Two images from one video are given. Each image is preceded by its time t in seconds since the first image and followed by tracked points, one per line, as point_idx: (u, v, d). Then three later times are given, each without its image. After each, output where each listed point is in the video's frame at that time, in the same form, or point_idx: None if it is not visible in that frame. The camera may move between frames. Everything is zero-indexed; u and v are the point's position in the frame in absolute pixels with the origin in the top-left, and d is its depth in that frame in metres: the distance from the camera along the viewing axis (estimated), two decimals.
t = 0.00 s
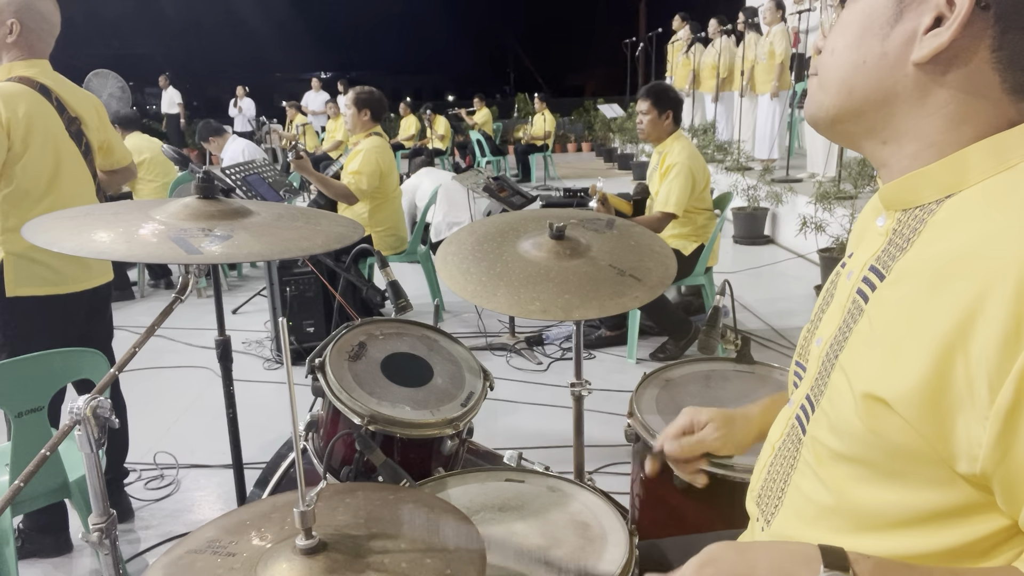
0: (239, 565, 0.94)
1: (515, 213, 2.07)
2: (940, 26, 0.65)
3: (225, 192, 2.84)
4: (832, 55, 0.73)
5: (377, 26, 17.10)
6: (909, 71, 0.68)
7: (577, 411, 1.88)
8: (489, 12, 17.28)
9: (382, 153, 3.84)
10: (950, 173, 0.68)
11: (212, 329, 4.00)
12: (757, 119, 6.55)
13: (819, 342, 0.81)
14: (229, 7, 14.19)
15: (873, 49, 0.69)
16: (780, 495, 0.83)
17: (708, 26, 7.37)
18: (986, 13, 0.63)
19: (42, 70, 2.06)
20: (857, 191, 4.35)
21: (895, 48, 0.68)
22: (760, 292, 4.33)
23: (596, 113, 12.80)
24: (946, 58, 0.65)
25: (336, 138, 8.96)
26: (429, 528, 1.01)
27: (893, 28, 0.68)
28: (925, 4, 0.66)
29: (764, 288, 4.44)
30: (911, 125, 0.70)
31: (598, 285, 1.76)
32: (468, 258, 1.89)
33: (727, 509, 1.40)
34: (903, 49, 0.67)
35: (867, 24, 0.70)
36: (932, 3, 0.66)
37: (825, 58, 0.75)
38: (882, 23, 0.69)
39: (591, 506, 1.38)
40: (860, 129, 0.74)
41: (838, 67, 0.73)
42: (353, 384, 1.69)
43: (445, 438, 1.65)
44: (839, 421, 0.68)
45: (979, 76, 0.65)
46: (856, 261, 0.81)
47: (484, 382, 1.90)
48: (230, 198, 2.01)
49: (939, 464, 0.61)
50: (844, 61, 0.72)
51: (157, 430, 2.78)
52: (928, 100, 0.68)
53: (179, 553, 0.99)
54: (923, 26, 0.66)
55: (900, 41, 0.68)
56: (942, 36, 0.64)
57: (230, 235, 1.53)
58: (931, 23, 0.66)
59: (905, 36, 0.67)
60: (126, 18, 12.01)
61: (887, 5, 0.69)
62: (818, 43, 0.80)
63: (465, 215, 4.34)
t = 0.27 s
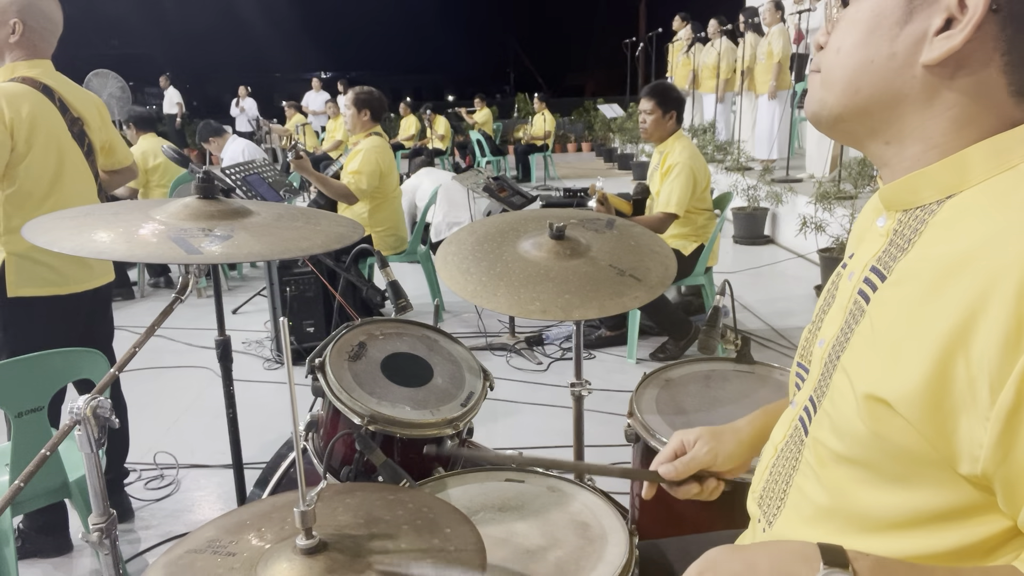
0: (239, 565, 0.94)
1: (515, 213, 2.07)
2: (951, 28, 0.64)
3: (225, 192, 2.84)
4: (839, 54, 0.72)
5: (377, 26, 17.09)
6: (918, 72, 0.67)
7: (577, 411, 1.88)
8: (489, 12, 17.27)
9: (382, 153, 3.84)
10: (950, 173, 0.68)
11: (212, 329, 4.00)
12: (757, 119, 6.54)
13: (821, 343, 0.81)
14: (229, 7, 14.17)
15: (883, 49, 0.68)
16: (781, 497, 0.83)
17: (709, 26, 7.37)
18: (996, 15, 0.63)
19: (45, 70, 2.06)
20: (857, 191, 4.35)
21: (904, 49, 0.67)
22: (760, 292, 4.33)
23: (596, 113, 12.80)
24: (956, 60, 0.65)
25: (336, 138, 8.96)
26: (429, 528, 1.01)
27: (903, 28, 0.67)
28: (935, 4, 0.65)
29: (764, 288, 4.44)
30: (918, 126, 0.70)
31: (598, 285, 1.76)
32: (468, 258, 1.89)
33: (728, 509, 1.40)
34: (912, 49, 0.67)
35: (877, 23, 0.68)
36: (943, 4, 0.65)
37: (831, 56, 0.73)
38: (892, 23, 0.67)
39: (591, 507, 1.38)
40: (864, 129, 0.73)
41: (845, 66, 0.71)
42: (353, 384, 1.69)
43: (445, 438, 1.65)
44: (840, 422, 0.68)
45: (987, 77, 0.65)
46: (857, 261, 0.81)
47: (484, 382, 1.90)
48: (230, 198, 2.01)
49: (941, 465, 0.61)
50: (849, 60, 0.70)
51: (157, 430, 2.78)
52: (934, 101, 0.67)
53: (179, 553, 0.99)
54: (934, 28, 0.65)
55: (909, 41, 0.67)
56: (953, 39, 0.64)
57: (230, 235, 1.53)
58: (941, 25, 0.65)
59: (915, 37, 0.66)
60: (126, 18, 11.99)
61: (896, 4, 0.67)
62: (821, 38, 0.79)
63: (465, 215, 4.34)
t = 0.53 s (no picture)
0: (239, 565, 0.94)
1: (515, 213, 2.07)
2: (1000, 38, 0.62)
3: (225, 192, 2.84)
4: (878, 57, 0.66)
5: (377, 26, 17.10)
6: (962, 81, 0.64)
7: (578, 411, 1.88)
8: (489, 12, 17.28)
9: (382, 153, 3.84)
10: (954, 175, 0.68)
11: (212, 329, 4.00)
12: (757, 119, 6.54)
13: (824, 345, 0.81)
14: (229, 7, 14.18)
15: (929, 57, 0.64)
16: (783, 497, 0.83)
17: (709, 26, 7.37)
18: None
19: (48, 70, 2.06)
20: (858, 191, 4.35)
21: (952, 56, 0.63)
22: (760, 292, 4.33)
23: (596, 113, 12.80)
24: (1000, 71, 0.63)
25: (337, 138, 8.96)
26: (429, 528, 1.01)
27: (951, 34, 0.63)
28: (984, 9, 0.62)
29: (764, 288, 4.44)
30: (939, 133, 0.68)
31: (598, 285, 1.76)
32: (468, 258, 1.89)
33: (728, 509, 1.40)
34: (961, 56, 0.63)
35: (921, 28, 0.64)
36: (991, 11, 0.62)
37: (864, 57, 0.67)
38: (941, 27, 0.63)
39: (591, 506, 1.38)
40: (889, 135, 0.70)
41: (887, 70, 0.66)
42: (353, 384, 1.69)
43: (445, 438, 1.65)
44: (842, 422, 0.68)
45: None
46: (860, 263, 0.81)
47: (485, 382, 1.90)
48: (230, 198, 2.01)
49: (943, 466, 0.61)
50: (890, 64, 0.66)
51: (157, 430, 2.78)
52: (970, 112, 0.66)
53: (179, 553, 0.99)
54: (982, 36, 0.62)
55: (958, 47, 0.63)
56: (1006, 50, 0.62)
57: (231, 235, 1.53)
58: (990, 34, 0.62)
59: (963, 44, 0.63)
60: (126, 18, 12.00)
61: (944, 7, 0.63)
62: (830, 31, 0.73)
63: (465, 215, 4.34)
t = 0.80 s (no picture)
0: (239, 565, 0.94)
1: (515, 213, 2.07)
2: (1018, 45, 0.61)
3: (226, 192, 2.84)
4: (897, 60, 0.64)
5: (377, 26, 17.11)
6: (977, 88, 0.63)
7: (577, 411, 1.88)
8: (489, 12, 17.28)
9: (381, 153, 3.84)
10: (957, 174, 0.68)
11: (212, 329, 4.01)
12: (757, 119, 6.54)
13: (825, 345, 0.81)
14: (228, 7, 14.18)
15: (948, 62, 0.63)
16: (785, 497, 0.83)
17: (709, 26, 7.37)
18: None
19: (51, 70, 2.06)
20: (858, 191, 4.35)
21: (972, 62, 0.62)
22: (760, 292, 4.33)
23: (596, 113, 12.80)
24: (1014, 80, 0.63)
25: (337, 138, 8.97)
26: (429, 528, 1.00)
27: (971, 41, 0.62)
28: (1004, 15, 0.61)
29: (764, 288, 4.44)
30: (947, 137, 0.68)
31: (598, 285, 1.76)
32: (468, 258, 1.89)
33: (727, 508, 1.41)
34: (980, 63, 0.62)
35: (941, 32, 0.62)
36: (1011, 18, 0.61)
37: (878, 58, 0.65)
38: (963, 34, 0.62)
39: (591, 506, 1.38)
40: (898, 139, 0.69)
41: (906, 74, 0.64)
42: (353, 384, 1.69)
43: (445, 438, 1.66)
44: (845, 422, 0.68)
45: None
46: (861, 262, 0.81)
47: (485, 382, 1.90)
48: (231, 198, 2.01)
49: (948, 465, 0.61)
50: (909, 68, 0.64)
51: (157, 430, 2.78)
52: (981, 119, 0.66)
53: (179, 553, 0.99)
54: (1000, 44, 0.62)
55: (979, 54, 0.62)
56: None
57: (230, 235, 1.53)
58: (1008, 42, 0.61)
59: (983, 51, 0.62)
60: (126, 19, 12.01)
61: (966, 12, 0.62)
62: (839, 26, 0.71)
63: (465, 215, 4.34)
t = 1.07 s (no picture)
0: (239, 566, 0.94)
1: (515, 213, 2.07)
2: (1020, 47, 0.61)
3: (225, 192, 2.84)
4: (898, 61, 0.65)
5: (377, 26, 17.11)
6: (979, 88, 0.63)
7: (578, 411, 1.88)
8: (489, 12, 17.28)
9: (381, 152, 3.84)
10: (962, 176, 0.68)
11: (212, 329, 4.01)
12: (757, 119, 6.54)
13: (829, 345, 0.81)
14: (228, 7, 14.18)
15: (949, 63, 0.63)
16: (787, 498, 0.83)
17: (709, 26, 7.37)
18: None
19: (53, 70, 2.06)
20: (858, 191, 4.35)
21: (974, 64, 0.62)
22: (760, 292, 4.33)
23: (596, 113, 12.79)
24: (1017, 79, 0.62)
25: (336, 138, 8.97)
26: (429, 528, 1.00)
27: (973, 42, 0.62)
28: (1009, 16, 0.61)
29: (764, 288, 4.44)
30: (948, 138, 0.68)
31: (598, 285, 1.76)
32: (468, 258, 1.89)
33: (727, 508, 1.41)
34: (982, 64, 0.62)
35: (942, 33, 0.62)
36: (1014, 20, 0.61)
37: (879, 59, 0.66)
38: (964, 36, 0.62)
39: (591, 506, 1.38)
40: (902, 139, 0.69)
41: (906, 76, 0.64)
42: (353, 384, 1.69)
43: (445, 438, 1.66)
44: (848, 423, 0.69)
45: None
46: (865, 263, 0.81)
47: (485, 382, 1.90)
48: (231, 198, 2.01)
49: (951, 467, 0.61)
50: (911, 69, 0.64)
51: (157, 430, 2.78)
52: (985, 119, 0.65)
53: (179, 553, 0.99)
54: (1003, 46, 0.61)
55: (981, 55, 0.62)
56: None
57: (230, 235, 1.53)
58: (1010, 44, 0.61)
59: (984, 53, 0.62)
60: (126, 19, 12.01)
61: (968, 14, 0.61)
62: (842, 24, 0.71)
63: (465, 215, 4.34)
